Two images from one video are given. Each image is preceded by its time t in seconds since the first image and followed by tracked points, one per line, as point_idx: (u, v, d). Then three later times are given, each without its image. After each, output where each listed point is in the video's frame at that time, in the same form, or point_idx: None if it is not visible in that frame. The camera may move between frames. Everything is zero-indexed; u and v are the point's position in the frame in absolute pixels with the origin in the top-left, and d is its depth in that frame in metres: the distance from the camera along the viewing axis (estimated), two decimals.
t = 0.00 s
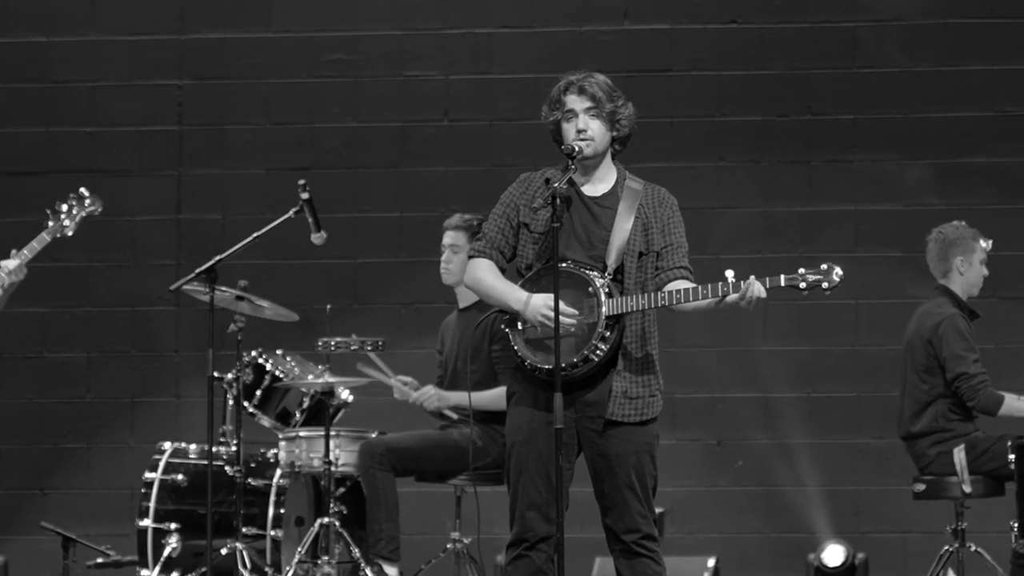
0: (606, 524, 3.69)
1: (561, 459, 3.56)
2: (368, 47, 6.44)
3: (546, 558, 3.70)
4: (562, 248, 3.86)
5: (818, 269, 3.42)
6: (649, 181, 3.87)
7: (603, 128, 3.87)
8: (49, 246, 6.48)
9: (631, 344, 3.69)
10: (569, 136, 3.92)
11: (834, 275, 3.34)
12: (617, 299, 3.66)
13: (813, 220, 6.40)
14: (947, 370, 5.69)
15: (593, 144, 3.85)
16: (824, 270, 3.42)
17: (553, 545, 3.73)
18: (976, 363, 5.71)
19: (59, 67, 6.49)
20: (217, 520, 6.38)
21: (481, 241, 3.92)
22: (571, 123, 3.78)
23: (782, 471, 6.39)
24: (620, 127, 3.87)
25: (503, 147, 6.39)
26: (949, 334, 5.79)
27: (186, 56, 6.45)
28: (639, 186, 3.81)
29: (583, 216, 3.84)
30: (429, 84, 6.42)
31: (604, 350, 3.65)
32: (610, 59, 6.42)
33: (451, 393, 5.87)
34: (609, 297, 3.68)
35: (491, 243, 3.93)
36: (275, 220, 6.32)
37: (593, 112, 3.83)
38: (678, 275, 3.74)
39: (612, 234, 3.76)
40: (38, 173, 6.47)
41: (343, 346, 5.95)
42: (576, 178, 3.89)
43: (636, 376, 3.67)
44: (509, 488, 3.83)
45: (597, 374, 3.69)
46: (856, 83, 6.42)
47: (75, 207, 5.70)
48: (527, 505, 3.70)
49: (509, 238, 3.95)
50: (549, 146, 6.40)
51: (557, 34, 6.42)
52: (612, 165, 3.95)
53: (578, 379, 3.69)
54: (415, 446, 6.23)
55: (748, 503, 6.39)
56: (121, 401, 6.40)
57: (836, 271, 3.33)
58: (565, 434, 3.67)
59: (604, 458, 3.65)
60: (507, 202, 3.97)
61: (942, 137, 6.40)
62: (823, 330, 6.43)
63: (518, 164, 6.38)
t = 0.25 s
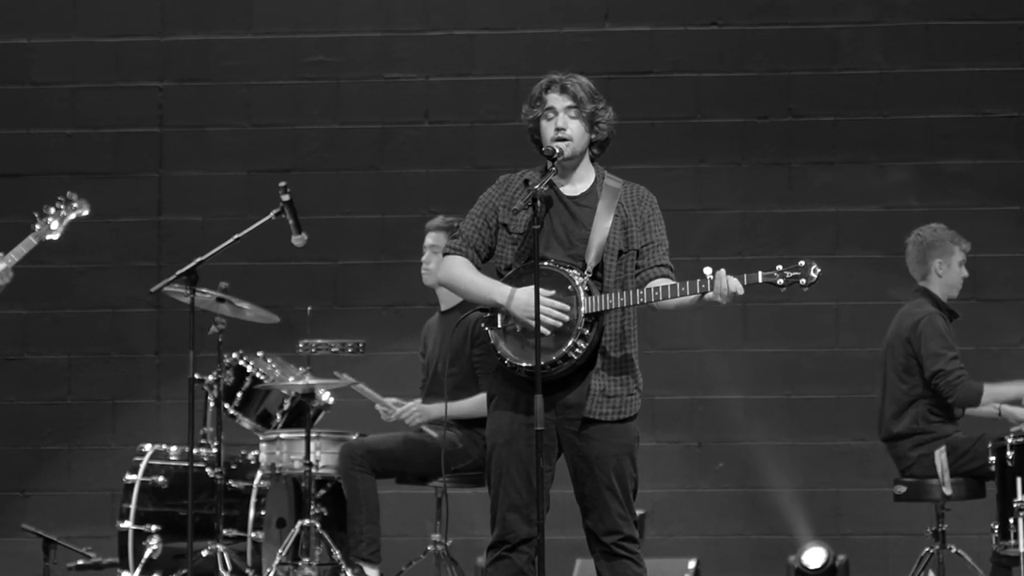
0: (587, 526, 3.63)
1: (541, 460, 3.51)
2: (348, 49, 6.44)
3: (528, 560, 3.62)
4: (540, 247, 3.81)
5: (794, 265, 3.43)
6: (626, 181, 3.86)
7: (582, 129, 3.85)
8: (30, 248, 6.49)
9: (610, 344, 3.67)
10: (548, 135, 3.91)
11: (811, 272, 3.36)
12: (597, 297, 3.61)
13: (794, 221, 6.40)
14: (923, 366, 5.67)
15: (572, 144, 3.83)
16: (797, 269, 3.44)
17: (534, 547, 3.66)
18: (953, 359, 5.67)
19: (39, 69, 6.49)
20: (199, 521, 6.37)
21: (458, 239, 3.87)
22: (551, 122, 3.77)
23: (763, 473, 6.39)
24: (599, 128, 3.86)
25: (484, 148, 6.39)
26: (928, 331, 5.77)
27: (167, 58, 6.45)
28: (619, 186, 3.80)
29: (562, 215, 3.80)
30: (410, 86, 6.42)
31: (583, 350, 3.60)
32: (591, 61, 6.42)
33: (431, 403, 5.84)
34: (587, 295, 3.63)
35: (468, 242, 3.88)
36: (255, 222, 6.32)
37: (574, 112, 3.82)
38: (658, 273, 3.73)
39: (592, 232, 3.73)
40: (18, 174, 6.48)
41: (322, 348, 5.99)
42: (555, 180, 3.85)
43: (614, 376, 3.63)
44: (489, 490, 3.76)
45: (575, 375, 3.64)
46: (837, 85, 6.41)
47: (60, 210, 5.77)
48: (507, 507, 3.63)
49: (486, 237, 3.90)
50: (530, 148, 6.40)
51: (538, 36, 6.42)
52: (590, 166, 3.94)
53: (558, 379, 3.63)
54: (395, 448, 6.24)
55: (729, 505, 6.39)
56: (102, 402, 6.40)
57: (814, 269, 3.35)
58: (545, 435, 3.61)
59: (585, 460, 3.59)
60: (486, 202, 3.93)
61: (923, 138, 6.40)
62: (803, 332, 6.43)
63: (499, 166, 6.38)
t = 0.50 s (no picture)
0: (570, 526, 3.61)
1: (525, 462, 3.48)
2: (331, 51, 6.45)
3: (511, 562, 3.59)
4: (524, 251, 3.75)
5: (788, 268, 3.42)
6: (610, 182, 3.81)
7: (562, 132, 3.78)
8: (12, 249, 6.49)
9: (598, 347, 3.62)
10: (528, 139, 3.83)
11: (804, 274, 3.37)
12: (584, 301, 3.57)
13: (776, 223, 6.40)
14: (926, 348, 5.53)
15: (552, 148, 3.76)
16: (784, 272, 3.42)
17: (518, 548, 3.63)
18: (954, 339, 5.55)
19: (22, 71, 6.50)
20: (181, 523, 6.40)
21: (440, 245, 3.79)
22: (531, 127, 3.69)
23: (746, 474, 6.39)
24: (580, 129, 3.79)
25: (466, 150, 6.40)
26: (914, 324, 5.68)
27: (150, 60, 6.46)
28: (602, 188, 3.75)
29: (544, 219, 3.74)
30: (392, 87, 6.43)
31: (572, 353, 3.56)
32: (573, 63, 6.43)
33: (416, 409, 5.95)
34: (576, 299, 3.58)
35: (451, 247, 3.81)
36: (238, 223, 6.33)
37: (553, 114, 3.75)
38: (645, 276, 3.69)
39: (577, 236, 3.68)
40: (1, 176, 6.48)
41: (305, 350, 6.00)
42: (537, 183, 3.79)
43: (603, 378, 3.59)
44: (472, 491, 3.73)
45: (563, 378, 3.59)
46: (820, 86, 6.41)
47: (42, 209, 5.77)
48: (491, 509, 3.59)
49: (469, 242, 3.83)
50: (512, 150, 6.41)
51: (520, 38, 6.43)
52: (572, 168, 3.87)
53: (545, 383, 3.58)
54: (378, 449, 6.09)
55: (711, 507, 6.39)
56: (84, 404, 6.39)
57: (805, 271, 3.34)
58: (530, 438, 3.56)
59: (570, 462, 3.55)
60: (468, 207, 3.85)
61: (905, 140, 6.40)
62: (786, 334, 6.43)
63: (481, 167, 6.38)
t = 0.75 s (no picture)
0: (556, 529, 3.67)
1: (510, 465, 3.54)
2: (315, 53, 6.46)
3: (497, 564, 3.66)
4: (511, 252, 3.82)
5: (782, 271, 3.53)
6: (594, 183, 3.91)
7: (547, 132, 3.83)
8: None
9: (587, 346, 3.72)
10: (513, 141, 3.88)
11: (798, 277, 3.49)
12: (575, 301, 3.66)
13: (761, 224, 6.39)
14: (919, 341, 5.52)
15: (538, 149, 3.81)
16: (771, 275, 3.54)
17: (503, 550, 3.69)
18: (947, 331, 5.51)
19: (6, 73, 6.51)
20: (166, 524, 6.38)
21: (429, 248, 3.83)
22: (516, 129, 3.74)
23: (730, 476, 6.39)
24: (564, 131, 3.84)
25: (450, 152, 6.40)
26: (904, 324, 5.66)
27: (134, 62, 6.47)
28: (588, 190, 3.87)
29: (533, 220, 3.83)
30: (376, 89, 6.44)
31: (563, 353, 3.63)
32: (557, 64, 6.44)
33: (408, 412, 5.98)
34: (566, 299, 3.67)
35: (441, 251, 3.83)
36: (222, 225, 6.33)
37: (538, 116, 3.80)
38: (633, 278, 3.81)
39: (565, 236, 3.78)
40: None
41: (292, 351, 6.00)
42: (522, 184, 3.84)
43: (591, 378, 3.68)
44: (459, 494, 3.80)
45: (554, 378, 3.68)
46: (804, 88, 6.41)
47: (19, 207, 5.73)
48: (478, 511, 3.66)
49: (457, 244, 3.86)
50: (496, 152, 6.41)
51: (504, 39, 6.44)
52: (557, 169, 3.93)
53: (535, 383, 3.67)
54: (362, 450, 6.03)
55: (695, 508, 6.39)
56: (68, 406, 6.39)
57: (800, 275, 3.47)
58: (514, 439, 3.65)
59: (556, 462, 3.63)
60: (454, 205, 3.89)
61: (890, 142, 6.40)
62: (770, 335, 6.43)
63: (466, 169, 6.39)
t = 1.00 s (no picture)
0: (543, 529, 3.70)
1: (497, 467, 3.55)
2: (301, 54, 6.46)
3: (484, 565, 3.68)
4: (500, 253, 3.84)
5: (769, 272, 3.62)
6: (581, 186, 3.94)
7: (534, 134, 3.87)
8: None
9: (575, 347, 3.74)
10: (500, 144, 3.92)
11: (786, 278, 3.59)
12: (565, 302, 3.67)
13: (748, 226, 6.38)
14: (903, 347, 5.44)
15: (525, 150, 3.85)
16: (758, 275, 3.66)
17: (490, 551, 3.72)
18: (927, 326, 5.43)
19: None
20: (152, 526, 6.37)
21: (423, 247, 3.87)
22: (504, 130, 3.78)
23: (716, 477, 6.39)
24: (551, 132, 3.88)
25: (437, 153, 6.40)
26: (888, 326, 5.62)
27: (121, 63, 6.48)
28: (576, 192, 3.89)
29: (522, 221, 3.84)
30: (363, 90, 6.43)
31: (553, 354, 3.64)
32: (544, 65, 6.43)
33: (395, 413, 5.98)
34: (556, 300, 3.69)
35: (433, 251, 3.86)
36: (208, 226, 6.33)
37: (525, 118, 3.84)
38: (621, 279, 3.83)
39: (554, 238, 3.79)
40: None
41: (277, 352, 5.99)
42: (510, 185, 3.86)
43: (580, 379, 3.71)
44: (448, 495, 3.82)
45: (543, 378, 3.70)
46: (791, 89, 6.41)
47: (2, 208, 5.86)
48: (467, 512, 3.68)
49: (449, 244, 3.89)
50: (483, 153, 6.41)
51: (491, 40, 6.43)
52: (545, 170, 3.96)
53: (525, 384, 3.69)
54: (349, 449, 5.98)
55: (682, 510, 6.39)
56: (55, 407, 6.39)
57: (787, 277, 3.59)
58: (502, 440, 3.67)
59: (544, 463, 3.65)
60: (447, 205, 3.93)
61: (877, 143, 6.40)
62: (757, 336, 6.43)
63: (452, 170, 6.38)
